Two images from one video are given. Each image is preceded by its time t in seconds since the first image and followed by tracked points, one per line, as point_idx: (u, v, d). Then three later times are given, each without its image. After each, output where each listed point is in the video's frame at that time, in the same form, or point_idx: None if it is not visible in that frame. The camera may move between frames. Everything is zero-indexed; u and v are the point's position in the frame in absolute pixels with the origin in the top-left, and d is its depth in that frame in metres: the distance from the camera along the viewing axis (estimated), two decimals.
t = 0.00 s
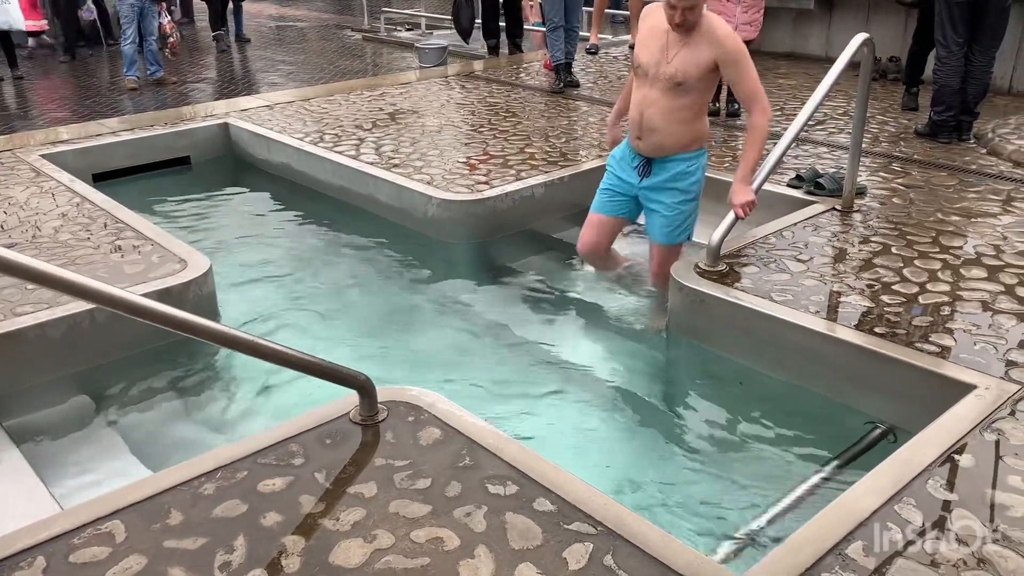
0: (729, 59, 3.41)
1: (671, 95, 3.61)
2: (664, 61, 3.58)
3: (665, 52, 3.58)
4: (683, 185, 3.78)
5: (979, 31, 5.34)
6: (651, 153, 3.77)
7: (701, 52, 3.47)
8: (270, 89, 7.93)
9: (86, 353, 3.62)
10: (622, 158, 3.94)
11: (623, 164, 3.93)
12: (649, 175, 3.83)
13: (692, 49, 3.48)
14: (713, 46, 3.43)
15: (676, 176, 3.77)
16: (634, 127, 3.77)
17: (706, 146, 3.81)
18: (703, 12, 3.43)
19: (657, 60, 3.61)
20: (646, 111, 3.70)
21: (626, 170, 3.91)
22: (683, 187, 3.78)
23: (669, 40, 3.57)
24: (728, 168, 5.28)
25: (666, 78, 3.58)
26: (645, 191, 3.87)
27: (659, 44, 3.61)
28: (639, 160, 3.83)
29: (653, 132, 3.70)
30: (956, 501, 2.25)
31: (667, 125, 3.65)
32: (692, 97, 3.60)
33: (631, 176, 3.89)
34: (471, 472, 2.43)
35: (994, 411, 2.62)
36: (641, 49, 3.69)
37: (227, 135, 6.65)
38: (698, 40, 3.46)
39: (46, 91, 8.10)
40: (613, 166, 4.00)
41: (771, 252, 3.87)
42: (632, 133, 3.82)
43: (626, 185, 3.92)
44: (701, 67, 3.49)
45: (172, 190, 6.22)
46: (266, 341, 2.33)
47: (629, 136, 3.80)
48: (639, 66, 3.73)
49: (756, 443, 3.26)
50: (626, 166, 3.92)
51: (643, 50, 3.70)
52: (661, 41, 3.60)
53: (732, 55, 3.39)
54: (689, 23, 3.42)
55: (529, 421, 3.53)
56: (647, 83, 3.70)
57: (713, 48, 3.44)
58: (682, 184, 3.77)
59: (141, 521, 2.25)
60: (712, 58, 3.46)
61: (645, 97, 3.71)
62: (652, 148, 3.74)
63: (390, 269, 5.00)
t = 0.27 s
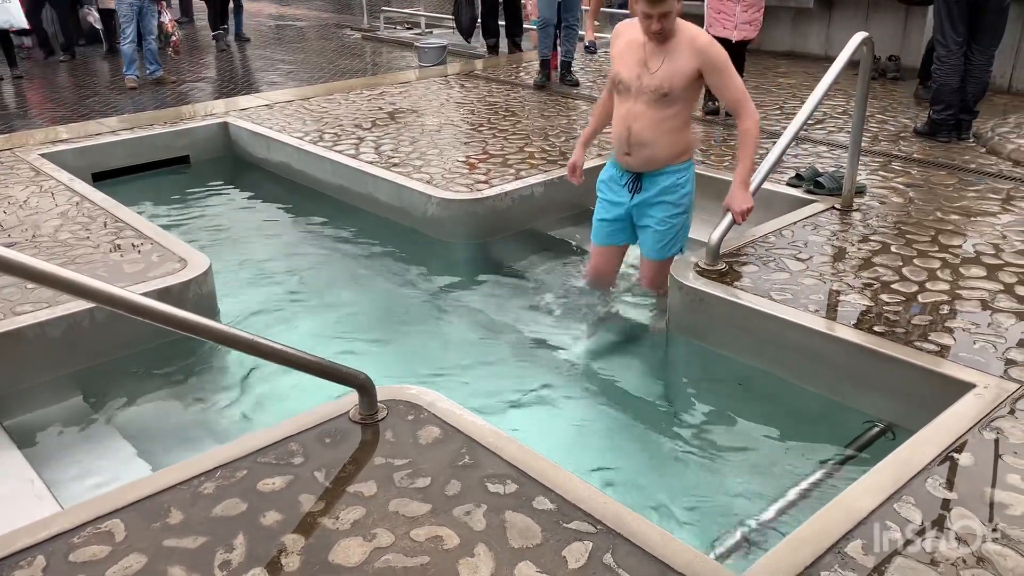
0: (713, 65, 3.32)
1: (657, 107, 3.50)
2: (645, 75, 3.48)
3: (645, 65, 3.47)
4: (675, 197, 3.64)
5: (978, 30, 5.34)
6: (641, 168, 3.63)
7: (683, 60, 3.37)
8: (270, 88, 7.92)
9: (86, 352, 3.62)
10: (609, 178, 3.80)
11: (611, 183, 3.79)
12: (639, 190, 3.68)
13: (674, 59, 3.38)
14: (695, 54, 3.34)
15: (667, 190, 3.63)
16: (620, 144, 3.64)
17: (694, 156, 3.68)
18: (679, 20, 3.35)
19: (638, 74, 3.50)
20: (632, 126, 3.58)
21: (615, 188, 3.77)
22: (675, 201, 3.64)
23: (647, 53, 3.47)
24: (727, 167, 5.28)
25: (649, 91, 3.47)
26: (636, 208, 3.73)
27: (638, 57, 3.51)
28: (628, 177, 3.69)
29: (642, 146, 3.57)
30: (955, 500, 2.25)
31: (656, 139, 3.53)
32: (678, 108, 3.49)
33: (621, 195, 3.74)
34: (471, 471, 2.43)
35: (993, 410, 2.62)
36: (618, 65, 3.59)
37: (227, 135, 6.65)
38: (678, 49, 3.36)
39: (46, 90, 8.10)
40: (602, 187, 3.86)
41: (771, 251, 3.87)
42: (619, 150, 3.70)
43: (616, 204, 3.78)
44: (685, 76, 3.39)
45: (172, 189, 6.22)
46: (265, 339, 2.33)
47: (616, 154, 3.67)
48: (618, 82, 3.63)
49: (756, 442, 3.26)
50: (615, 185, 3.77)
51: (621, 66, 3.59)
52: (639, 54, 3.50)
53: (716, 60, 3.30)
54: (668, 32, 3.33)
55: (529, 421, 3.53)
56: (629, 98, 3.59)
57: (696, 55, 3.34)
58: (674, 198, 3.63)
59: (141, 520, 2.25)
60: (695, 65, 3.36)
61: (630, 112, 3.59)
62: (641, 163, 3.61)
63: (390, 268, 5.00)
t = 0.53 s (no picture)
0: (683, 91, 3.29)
1: (629, 141, 3.45)
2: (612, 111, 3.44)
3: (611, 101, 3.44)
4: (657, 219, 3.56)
5: (979, 28, 5.33)
6: (619, 200, 3.58)
7: (651, 93, 3.34)
8: (271, 86, 7.92)
9: (87, 350, 3.62)
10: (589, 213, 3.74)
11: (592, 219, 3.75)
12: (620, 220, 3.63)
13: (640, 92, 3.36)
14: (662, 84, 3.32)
15: (646, 216, 3.56)
16: (595, 179, 3.58)
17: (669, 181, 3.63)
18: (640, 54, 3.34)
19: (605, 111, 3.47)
20: (605, 161, 3.52)
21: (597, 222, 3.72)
22: (656, 224, 3.57)
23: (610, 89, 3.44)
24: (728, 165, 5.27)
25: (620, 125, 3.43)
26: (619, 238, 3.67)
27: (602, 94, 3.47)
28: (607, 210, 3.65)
29: (618, 180, 3.51)
30: (956, 498, 2.25)
31: (631, 171, 3.47)
32: (652, 136, 3.44)
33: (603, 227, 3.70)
34: (471, 469, 2.43)
35: (994, 408, 2.62)
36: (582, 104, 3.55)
37: (227, 133, 6.65)
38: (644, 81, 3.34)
39: (47, 88, 8.10)
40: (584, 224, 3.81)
41: (771, 249, 3.86)
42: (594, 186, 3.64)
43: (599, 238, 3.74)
44: (654, 107, 3.36)
45: (172, 188, 6.22)
46: (266, 338, 2.34)
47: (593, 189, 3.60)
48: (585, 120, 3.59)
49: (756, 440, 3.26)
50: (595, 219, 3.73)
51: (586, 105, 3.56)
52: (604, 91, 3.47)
53: (685, 86, 3.27)
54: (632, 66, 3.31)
55: (530, 419, 3.53)
56: (598, 135, 3.54)
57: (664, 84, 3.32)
58: (654, 223, 3.56)
59: (142, 518, 2.25)
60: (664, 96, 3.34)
61: (601, 149, 3.54)
62: (618, 196, 3.56)
63: (390, 267, 5.00)
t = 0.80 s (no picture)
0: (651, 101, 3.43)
1: (601, 154, 3.53)
2: (582, 127, 3.51)
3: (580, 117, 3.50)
4: (626, 237, 3.66)
5: (982, 25, 5.31)
6: (590, 218, 3.69)
7: (619, 106, 3.45)
8: (272, 83, 7.91)
9: (88, 347, 3.62)
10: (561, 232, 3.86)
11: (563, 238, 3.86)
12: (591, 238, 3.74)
13: (609, 105, 3.45)
14: (629, 95, 3.44)
15: (619, 233, 3.66)
16: (567, 198, 3.66)
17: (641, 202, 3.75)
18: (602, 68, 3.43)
19: (574, 127, 3.53)
20: (578, 177, 3.60)
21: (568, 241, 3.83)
22: (628, 240, 3.66)
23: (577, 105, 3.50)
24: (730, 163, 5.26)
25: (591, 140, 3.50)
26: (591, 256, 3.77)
27: (569, 111, 3.53)
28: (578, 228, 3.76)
29: (592, 195, 3.59)
30: (956, 496, 2.25)
31: (606, 184, 3.57)
32: (623, 149, 3.54)
33: (574, 246, 3.81)
34: (472, 466, 2.43)
35: (995, 406, 2.62)
36: (549, 122, 3.59)
37: (228, 130, 6.65)
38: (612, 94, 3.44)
39: (47, 85, 8.09)
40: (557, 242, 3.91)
41: (772, 247, 3.86)
42: (566, 202, 3.71)
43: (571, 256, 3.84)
44: (623, 118, 3.46)
45: (174, 184, 6.22)
46: (267, 334, 2.34)
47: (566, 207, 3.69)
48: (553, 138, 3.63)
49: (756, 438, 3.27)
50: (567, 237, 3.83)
51: (551, 123, 3.60)
52: (571, 107, 3.52)
53: (653, 94, 3.41)
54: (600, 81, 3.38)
55: (531, 417, 3.53)
56: (568, 151, 3.60)
57: (631, 96, 3.44)
58: (626, 239, 3.65)
59: (143, 515, 2.25)
60: (631, 106, 3.46)
61: (572, 165, 3.60)
62: (591, 212, 3.65)
63: (391, 265, 5.00)
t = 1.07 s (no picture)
0: (650, 113, 3.31)
1: (596, 164, 3.34)
2: (577, 134, 3.31)
3: (576, 122, 3.31)
4: (615, 257, 3.47)
5: (984, 21, 5.32)
6: (576, 232, 3.49)
7: (618, 114, 3.29)
8: (273, 79, 7.91)
9: (89, 343, 3.62)
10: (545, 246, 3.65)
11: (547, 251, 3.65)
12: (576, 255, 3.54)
13: (609, 112, 3.28)
14: (628, 103, 3.30)
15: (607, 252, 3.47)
16: (556, 209, 3.44)
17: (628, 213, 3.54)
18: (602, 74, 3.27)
19: (570, 133, 3.33)
20: (569, 186, 3.39)
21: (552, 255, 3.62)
22: (616, 260, 3.47)
23: (574, 111, 3.31)
24: (731, 159, 5.26)
25: (587, 148, 3.31)
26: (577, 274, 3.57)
27: (565, 116, 3.33)
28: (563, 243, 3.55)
29: (584, 206, 3.39)
30: (957, 492, 2.25)
31: (598, 195, 3.37)
32: (617, 160, 3.36)
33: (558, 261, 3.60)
34: (473, 462, 2.44)
35: (996, 403, 2.62)
36: (542, 127, 3.38)
37: (229, 126, 6.64)
38: (613, 102, 3.28)
39: (48, 81, 8.09)
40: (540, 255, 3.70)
41: (773, 244, 3.86)
42: (553, 213, 3.49)
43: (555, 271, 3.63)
44: (622, 127, 3.30)
45: (175, 180, 6.22)
46: (267, 330, 2.33)
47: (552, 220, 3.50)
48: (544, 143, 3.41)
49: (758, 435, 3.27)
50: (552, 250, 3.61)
51: (544, 128, 3.39)
52: (566, 113, 3.33)
53: (653, 105, 3.29)
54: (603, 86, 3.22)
55: (532, 413, 3.53)
56: (560, 159, 3.40)
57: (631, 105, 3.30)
58: (615, 259, 3.47)
59: (144, 511, 2.25)
60: (630, 115, 3.31)
61: (564, 173, 3.40)
62: (581, 224, 3.44)
63: (392, 261, 4.99)
